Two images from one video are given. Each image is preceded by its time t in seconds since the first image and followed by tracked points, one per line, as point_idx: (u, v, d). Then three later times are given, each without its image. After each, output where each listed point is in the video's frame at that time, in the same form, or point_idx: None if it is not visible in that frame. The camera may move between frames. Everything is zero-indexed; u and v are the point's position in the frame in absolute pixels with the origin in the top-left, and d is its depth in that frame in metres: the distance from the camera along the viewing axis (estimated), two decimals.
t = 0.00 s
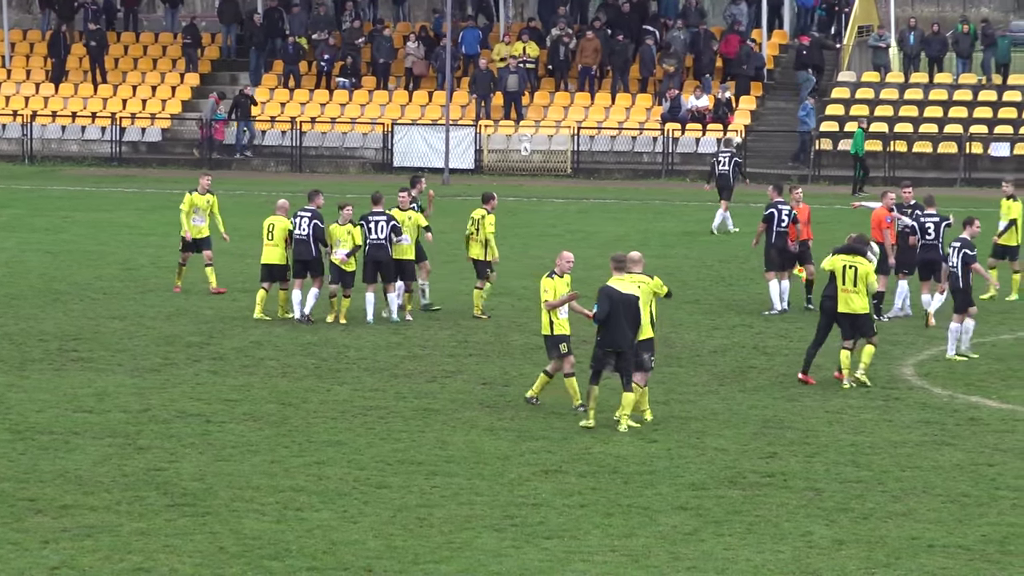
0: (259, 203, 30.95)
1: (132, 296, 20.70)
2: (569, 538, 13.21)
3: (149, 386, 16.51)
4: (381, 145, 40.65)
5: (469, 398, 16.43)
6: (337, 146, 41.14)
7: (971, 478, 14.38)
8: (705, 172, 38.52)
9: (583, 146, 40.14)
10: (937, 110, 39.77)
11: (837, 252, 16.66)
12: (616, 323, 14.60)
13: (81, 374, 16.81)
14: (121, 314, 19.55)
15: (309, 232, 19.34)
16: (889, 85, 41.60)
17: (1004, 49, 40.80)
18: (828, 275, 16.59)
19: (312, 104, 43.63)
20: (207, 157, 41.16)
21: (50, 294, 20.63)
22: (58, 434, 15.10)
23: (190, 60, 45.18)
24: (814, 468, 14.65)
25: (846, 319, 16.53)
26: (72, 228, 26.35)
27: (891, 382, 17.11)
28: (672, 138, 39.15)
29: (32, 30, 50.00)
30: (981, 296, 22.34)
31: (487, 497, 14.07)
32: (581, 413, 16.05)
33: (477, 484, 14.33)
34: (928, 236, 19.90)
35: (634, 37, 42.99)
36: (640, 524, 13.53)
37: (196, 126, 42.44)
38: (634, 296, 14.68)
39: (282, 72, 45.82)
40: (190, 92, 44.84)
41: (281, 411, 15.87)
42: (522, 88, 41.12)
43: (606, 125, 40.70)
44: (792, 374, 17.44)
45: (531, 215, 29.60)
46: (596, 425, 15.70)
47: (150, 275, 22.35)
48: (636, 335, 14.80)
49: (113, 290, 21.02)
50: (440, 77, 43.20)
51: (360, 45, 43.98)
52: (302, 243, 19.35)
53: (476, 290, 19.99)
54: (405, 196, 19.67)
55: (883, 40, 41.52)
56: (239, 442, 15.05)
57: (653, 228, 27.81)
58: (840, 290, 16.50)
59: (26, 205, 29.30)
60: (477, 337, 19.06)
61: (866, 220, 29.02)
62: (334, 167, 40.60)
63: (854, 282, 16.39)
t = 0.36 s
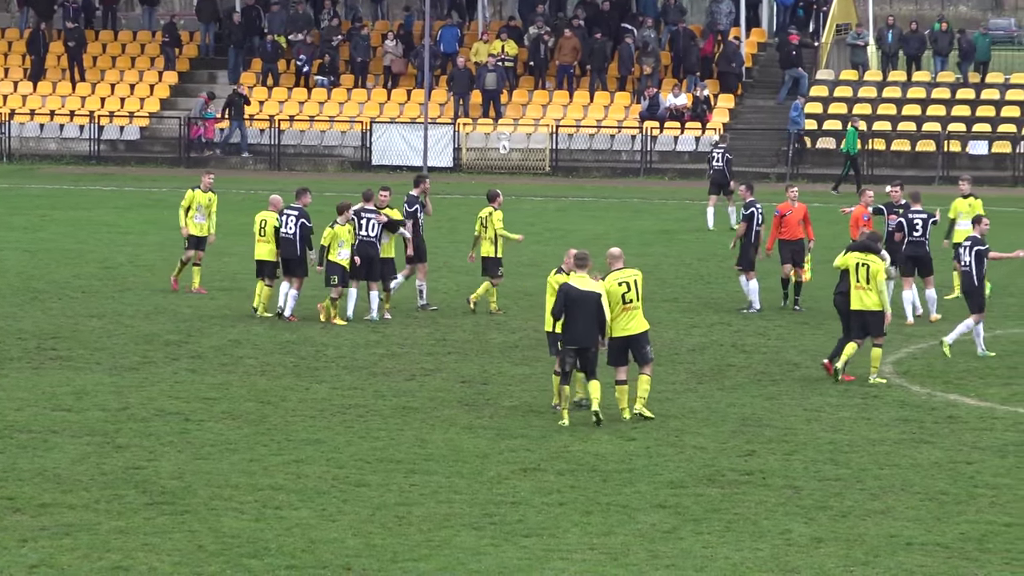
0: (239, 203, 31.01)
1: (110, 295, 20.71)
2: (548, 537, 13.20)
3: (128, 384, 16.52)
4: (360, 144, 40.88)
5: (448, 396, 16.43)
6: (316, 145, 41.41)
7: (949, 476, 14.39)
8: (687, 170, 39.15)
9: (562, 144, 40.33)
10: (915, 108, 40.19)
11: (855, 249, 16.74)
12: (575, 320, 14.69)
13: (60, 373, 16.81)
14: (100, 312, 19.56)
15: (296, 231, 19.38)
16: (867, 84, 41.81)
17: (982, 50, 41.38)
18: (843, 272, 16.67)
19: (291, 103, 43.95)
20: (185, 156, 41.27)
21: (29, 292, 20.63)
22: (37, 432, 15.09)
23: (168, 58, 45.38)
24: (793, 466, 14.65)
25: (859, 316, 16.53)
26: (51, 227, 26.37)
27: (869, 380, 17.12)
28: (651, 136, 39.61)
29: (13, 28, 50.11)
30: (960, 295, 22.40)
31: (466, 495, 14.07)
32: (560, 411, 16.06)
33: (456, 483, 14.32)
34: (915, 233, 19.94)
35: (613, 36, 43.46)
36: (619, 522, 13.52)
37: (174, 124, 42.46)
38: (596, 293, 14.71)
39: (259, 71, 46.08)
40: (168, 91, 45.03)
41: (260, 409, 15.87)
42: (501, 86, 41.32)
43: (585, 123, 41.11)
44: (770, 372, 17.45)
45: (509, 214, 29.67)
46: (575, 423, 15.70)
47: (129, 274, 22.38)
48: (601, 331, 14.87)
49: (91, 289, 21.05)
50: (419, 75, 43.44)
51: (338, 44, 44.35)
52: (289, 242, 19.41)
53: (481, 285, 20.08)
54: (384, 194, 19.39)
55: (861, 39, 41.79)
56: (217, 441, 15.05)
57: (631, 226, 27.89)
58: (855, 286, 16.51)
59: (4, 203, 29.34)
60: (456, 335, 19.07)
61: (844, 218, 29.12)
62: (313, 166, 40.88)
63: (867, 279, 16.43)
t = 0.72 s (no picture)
0: (218, 202, 31.07)
1: (88, 293, 20.71)
2: (526, 535, 13.20)
3: (106, 382, 16.52)
4: (337, 142, 41.05)
5: (426, 395, 16.43)
6: (294, 144, 41.50)
7: (927, 474, 14.41)
8: (665, 168, 38.96)
9: (540, 144, 40.33)
10: (892, 107, 40.46)
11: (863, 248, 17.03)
12: (549, 315, 14.73)
13: (37, 371, 16.81)
14: (78, 311, 19.58)
15: (276, 228, 19.53)
16: (845, 83, 42.02)
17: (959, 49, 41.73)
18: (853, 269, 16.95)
19: (269, 102, 44.20)
20: (163, 154, 41.24)
21: (6, 291, 20.64)
22: (15, 431, 15.08)
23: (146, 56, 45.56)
24: (770, 464, 14.67)
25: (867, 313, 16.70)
26: (29, 225, 26.39)
27: (847, 378, 17.15)
28: (630, 135, 39.66)
29: None
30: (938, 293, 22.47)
31: (443, 494, 14.06)
32: (538, 410, 16.06)
33: (434, 481, 14.33)
34: (907, 230, 19.98)
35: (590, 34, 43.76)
36: (597, 521, 13.52)
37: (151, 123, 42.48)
38: (570, 289, 14.76)
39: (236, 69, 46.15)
40: (145, 89, 45.06)
41: (237, 408, 15.88)
42: (479, 85, 41.66)
43: (563, 121, 41.39)
44: (748, 371, 17.46)
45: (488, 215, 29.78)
46: (554, 421, 15.69)
47: (107, 272, 22.40)
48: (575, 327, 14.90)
49: (68, 288, 21.06)
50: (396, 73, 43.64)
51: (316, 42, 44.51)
52: (270, 240, 19.49)
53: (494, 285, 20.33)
54: (362, 194, 19.42)
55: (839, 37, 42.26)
56: (195, 439, 15.05)
57: (610, 225, 27.98)
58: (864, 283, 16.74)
59: None
60: (434, 334, 19.09)
61: (823, 217, 29.24)
62: (291, 164, 40.90)
63: (874, 275, 16.70)
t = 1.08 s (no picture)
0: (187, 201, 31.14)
1: (55, 292, 20.73)
2: (493, 534, 13.18)
3: (72, 381, 16.52)
4: (304, 141, 41.22)
5: (393, 394, 16.44)
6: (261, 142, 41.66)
7: (893, 472, 14.43)
8: (632, 167, 39.27)
9: (507, 142, 40.39)
10: (859, 105, 40.71)
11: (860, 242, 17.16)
12: (520, 313, 14.71)
13: (2, 371, 16.80)
14: (44, 310, 19.63)
15: (247, 227, 19.54)
16: (812, 82, 42.40)
17: (925, 48, 41.98)
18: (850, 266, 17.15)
19: (237, 100, 44.42)
20: (130, 153, 41.25)
21: None
22: None
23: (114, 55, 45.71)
24: (737, 463, 14.67)
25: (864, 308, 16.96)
26: None
27: (814, 376, 17.21)
28: (597, 134, 39.89)
29: None
30: (906, 292, 22.56)
31: (410, 492, 14.03)
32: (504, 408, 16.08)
33: (401, 480, 14.31)
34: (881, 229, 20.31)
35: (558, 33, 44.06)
36: (564, 520, 13.49)
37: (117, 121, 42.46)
38: (541, 288, 14.77)
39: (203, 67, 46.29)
40: (112, 88, 45.20)
41: (204, 407, 15.89)
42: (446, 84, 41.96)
43: (533, 121, 41.28)
44: (714, 370, 17.53)
45: (456, 215, 29.88)
46: (521, 420, 15.71)
47: (72, 271, 22.44)
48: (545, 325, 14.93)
49: (34, 287, 21.13)
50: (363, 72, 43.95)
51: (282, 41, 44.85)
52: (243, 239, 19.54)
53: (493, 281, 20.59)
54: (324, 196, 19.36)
55: (805, 35, 43.38)
56: (162, 438, 15.04)
57: (577, 223, 28.10)
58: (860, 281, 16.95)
59: None
60: (401, 333, 19.15)
61: (790, 215, 29.38)
62: (257, 163, 40.91)
63: (867, 273, 16.85)
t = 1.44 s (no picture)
0: (153, 201, 31.36)
1: (20, 292, 21.15)
2: (459, 533, 12.99)
3: (37, 381, 16.65)
4: (268, 140, 41.18)
5: (359, 394, 16.58)
6: (226, 142, 41.71)
7: (858, 471, 14.39)
8: (596, 166, 39.70)
9: (472, 141, 40.60)
10: (824, 105, 41.14)
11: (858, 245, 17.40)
12: (482, 312, 14.73)
13: None
14: (8, 310, 20.01)
15: (224, 227, 19.74)
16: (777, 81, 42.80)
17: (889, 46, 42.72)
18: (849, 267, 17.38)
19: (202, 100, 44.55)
20: (94, 152, 41.47)
21: None
22: None
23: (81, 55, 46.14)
24: (702, 462, 14.67)
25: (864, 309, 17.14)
26: None
27: (779, 375, 17.53)
28: (561, 133, 39.89)
29: None
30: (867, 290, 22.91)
31: (376, 491, 13.91)
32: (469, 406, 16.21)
33: (366, 479, 14.22)
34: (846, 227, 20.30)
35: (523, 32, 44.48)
36: (530, 518, 13.33)
37: (82, 121, 42.51)
38: (501, 286, 14.80)
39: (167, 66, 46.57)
40: (77, 87, 45.60)
41: (170, 407, 15.99)
42: (410, 82, 42.10)
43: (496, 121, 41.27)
44: (679, 369, 17.83)
45: (420, 216, 30.14)
46: (487, 420, 15.75)
47: (37, 272, 22.86)
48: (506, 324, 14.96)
49: None
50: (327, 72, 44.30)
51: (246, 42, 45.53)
52: (218, 238, 19.71)
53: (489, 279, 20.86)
54: (301, 194, 19.63)
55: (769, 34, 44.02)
56: (128, 438, 15.05)
57: (541, 222, 28.58)
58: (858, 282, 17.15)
59: None
60: (366, 332, 19.52)
61: (754, 214, 29.82)
62: (223, 162, 41.20)
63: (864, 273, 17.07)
